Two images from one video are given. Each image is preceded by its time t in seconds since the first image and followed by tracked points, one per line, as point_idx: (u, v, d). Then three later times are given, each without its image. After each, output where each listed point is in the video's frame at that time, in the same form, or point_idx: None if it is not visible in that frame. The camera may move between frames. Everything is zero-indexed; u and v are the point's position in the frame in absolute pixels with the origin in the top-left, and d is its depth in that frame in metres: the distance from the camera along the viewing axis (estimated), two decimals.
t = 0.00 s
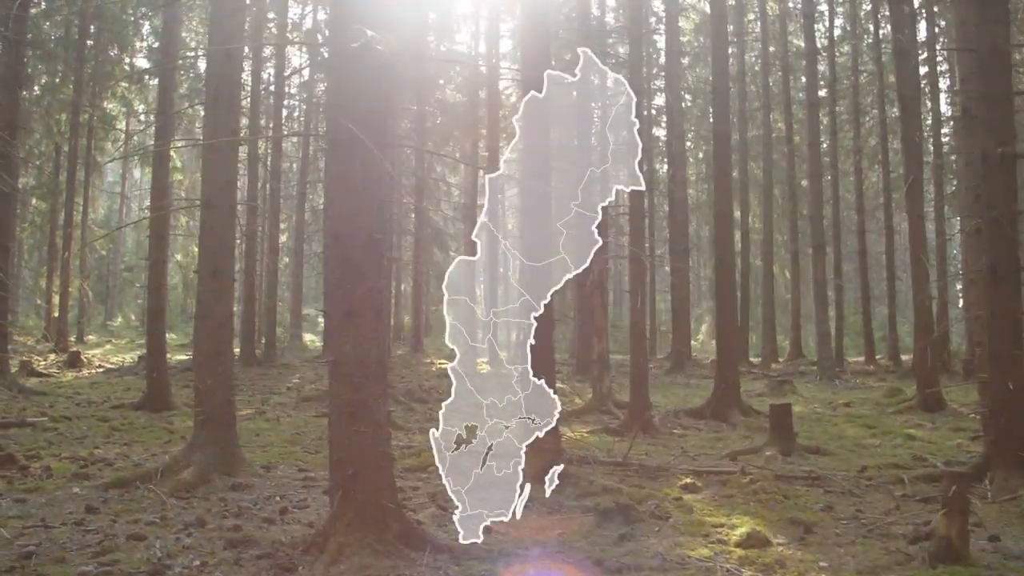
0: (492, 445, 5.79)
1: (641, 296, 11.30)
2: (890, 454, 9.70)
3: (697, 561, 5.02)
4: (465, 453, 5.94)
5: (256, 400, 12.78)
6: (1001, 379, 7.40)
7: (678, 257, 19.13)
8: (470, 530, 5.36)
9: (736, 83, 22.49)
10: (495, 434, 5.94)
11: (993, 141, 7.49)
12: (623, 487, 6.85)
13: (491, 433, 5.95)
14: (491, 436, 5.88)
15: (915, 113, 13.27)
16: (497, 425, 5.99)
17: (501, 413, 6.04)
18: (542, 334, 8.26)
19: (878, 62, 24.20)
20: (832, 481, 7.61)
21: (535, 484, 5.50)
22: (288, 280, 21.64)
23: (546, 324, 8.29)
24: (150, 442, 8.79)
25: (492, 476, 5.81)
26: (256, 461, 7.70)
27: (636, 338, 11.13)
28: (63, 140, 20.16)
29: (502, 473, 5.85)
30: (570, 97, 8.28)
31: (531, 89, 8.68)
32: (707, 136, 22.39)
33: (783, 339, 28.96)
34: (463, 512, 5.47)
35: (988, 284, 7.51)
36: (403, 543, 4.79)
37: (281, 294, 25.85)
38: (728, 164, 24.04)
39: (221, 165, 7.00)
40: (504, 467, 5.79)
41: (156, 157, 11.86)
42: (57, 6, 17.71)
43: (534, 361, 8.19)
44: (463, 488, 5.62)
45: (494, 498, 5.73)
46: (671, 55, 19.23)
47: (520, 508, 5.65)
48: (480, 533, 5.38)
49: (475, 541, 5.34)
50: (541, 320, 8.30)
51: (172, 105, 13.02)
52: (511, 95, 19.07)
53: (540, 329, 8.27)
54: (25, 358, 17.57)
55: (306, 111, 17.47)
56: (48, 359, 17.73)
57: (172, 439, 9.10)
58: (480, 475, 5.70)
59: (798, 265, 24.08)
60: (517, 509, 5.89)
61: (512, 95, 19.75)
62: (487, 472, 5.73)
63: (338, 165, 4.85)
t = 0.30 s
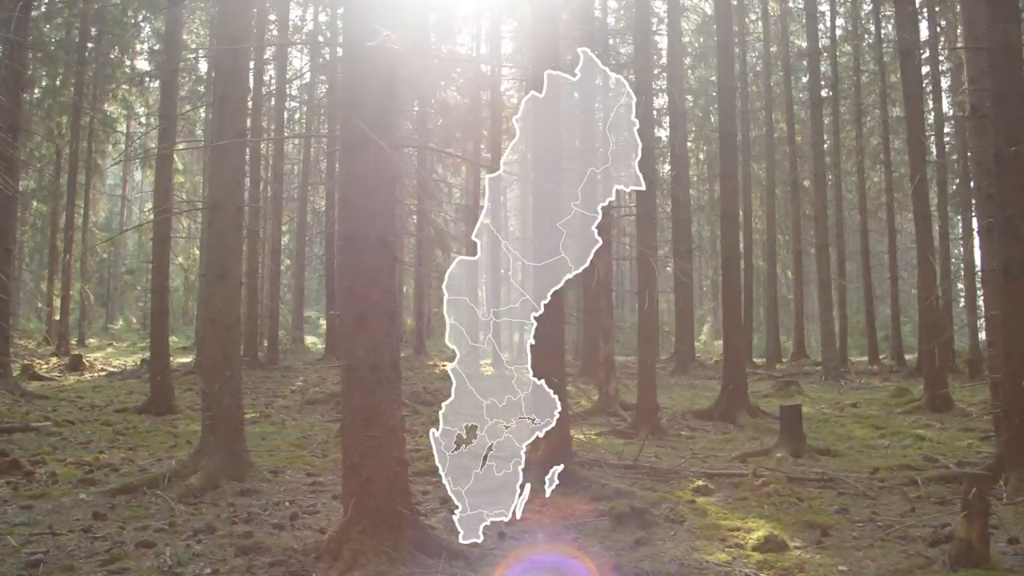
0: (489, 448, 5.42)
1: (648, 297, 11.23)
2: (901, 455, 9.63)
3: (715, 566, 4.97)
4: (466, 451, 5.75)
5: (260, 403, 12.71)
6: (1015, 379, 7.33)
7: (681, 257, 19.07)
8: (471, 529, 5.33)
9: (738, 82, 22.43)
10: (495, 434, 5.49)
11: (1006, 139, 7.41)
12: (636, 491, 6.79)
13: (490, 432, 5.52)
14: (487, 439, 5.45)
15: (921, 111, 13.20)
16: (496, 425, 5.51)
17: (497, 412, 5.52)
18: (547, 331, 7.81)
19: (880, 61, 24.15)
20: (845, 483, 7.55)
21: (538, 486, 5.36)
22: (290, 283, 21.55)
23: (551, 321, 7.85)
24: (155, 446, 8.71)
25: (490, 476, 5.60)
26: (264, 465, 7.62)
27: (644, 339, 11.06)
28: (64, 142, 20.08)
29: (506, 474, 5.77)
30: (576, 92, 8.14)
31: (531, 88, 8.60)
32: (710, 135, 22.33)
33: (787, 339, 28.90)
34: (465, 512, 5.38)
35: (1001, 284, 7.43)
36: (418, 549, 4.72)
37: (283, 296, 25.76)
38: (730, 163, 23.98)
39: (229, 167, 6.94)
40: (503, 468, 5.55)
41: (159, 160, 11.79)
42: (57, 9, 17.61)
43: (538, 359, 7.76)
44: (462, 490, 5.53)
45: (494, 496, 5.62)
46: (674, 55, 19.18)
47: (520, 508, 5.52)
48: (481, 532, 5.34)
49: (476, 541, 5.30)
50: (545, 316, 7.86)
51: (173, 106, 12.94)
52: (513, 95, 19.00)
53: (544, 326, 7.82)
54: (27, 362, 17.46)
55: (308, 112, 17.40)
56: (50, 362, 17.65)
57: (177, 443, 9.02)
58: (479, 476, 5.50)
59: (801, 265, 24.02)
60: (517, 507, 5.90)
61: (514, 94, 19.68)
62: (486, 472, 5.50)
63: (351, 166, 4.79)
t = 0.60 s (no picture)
0: (490, 449, 5.45)
1: (655, 296, 11.16)
2: (913, 453, 9.56)
3: (734, 568, 4.92)
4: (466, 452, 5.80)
5: (265, 408, 12.64)
6: None
7: (685, 256, 19.01)
8: (470, 529, 5.25)
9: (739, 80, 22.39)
10: (495, 435, 5.56)
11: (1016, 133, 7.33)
12: (649, 492, 6.73)
13: (491, 432, 5.59)
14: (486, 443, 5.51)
15: (925, 107, 13.13)
16: (496, 425, 5.55)
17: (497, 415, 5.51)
18: (554, 329, 7.12)
19: (880, 57, 24.09)
20: (858, 482, 7.48)
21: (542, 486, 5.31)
22: (293, 286, 21.46)
23: (556, 318, 7.16)
24: (162, 452, 8.65)
25: (490, 475, 5.50)
26: (273, 471, 7.56)
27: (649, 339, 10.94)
28: (65, 147, 20.01)
29: (506, 474, 5.62)
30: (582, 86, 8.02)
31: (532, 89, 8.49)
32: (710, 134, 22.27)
33: (791, 337, 28.86)
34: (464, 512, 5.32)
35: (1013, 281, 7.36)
36: (434, 555, 4.67)
37: (286, 301, 25.71)
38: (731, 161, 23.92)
39: (235, 170, 6.89)
40: (506, 467, 5.46)
41: (161, 165, 11.72)
42: (56, 14, 17.53)
43: (545, 361, 7.05)
44: (461, 489, 5.42)
45: (488, 497, 5.47)
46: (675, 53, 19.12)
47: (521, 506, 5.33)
48: (481, 531, 5.28)
49: (475, 540, 5.23)
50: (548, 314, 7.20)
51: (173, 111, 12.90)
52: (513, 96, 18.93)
53: (550, 323, 7.15)
54: (29, 369, 17.38)
55: (308, 115, 17.34)
56: (53, 369, 17.60)
57: (184, 449, 8.96)
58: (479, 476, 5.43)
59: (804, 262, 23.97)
60: (517, 508, 5.87)
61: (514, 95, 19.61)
62: (486, 472, 5.43)
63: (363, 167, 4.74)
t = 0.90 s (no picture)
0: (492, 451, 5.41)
1: (662, 294, 11.08)
2: (925, 449, 9.49)
3: (755, 570, 4.88)
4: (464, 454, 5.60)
5: (272, 413, 12.57)
6: None
7: (688, 254, 18.95)
8: (471, 528, 4.91)
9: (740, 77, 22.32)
10: (495, 435, 5.52)
11: None
12: (664, 493, 6.67)
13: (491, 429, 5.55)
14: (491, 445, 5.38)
15: (930, 101, 13.06)
16: (496, 425, 5.53)
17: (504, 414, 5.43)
18: (563, 326, 7.01)
19: (880, 52, 24.01)
20: (873, 480, 7.42)
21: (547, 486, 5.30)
22: (295, 290, 21.41)
23: (566, 316, 7.05)
24: (170, 459, 8.58)
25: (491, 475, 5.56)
26: (283, 477, 7.50)
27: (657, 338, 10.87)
28: (65, 154, 19.94)
29: (506, 473, 6.00)
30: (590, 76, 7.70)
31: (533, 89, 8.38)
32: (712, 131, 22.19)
33: (795, 334, 28.79)
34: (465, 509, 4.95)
35: None
36: (453, 560, 4.61)
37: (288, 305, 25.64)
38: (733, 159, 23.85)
39: (240, 174, 6.81)
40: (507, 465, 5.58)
41: (163, 171, 11.63)
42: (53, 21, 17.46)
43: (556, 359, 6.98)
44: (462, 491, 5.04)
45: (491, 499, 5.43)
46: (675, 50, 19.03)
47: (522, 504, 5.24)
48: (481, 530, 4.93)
49: (476, 540, 4.89)
50: (556, 311, 7.08)
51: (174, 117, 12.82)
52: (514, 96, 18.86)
53: (559, 321, 7.05)
54: (33, 376, 17.32)
55: (309, 118, 17.26)
56: (57, 376, 17.53)
57: (192, 455, 8.90)
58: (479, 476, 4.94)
59: (807, 258, 23.90)
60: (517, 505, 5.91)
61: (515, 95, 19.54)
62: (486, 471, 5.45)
63: (375, 170, 4.66)
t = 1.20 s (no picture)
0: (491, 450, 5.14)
1: (670, 293, 11.01)
2: (938, 446, 9.42)
3: (776, 571, 4.82)
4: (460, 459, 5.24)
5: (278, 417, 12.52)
6: None
7: (692, 252, 18.88)
8: (471, 529, 4.64)
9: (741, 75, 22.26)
10: (495, 435, 5.33)
11: None
12: (678, 494, 6.61)
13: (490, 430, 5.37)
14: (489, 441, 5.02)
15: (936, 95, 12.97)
16: (497, 424, 5.34)
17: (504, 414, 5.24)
18: (575, 329, 6.95)
19: (881, 47, 23.94)
20: (888, 478, 7.36)
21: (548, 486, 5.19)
22: (298, 293, 21.36)
23: (576, 318, 6.99)
24: (178, 465, 8.52)
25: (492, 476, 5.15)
26: (293, 481, 7.44)
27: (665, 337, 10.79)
28: (67, 160, 19.87)
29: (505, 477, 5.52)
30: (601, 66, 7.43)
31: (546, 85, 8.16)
32: (713, 129, 22.14)
33: (798, 331, 28.72)
34: (464, 509, 4.66)
35: None
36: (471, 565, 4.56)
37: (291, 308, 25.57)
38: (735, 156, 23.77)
39: (246, 177, 6.73)
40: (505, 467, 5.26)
41: (166, 175, 11.55)
42: (53, 26, 17.39)
43: (567, 361, 6.91)
44: (464, 490, 4.62)
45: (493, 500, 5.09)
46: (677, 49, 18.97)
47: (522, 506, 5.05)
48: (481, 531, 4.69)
49: (475, 540, 4.67)
50: (568, 314, 7.02)
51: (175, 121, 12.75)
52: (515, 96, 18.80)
53: (570, 324, 6.98)
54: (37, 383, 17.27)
55: (311, 121, 17.19)
56: (61, 382, 17.48)
57: (200, 460, 8.83)
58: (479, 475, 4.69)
59: (810, 255, 23.83)
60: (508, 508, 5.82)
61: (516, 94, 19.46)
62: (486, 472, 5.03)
63: (387, 170, 4.61)
